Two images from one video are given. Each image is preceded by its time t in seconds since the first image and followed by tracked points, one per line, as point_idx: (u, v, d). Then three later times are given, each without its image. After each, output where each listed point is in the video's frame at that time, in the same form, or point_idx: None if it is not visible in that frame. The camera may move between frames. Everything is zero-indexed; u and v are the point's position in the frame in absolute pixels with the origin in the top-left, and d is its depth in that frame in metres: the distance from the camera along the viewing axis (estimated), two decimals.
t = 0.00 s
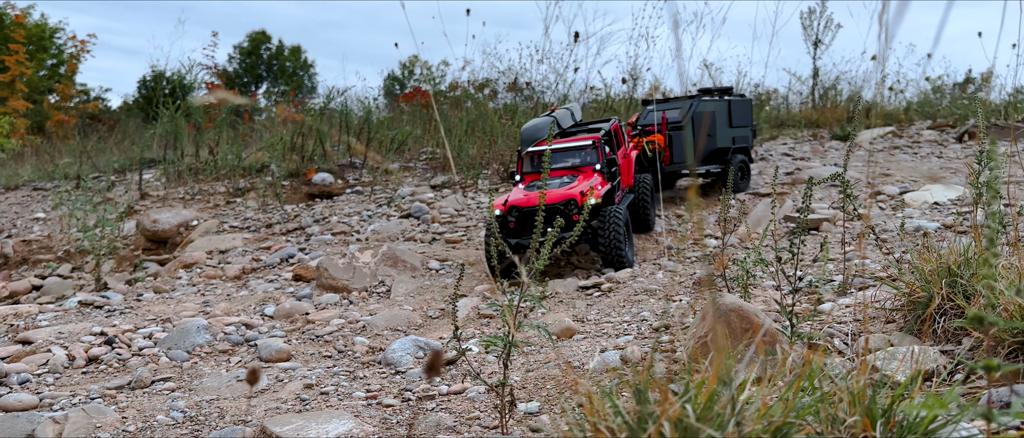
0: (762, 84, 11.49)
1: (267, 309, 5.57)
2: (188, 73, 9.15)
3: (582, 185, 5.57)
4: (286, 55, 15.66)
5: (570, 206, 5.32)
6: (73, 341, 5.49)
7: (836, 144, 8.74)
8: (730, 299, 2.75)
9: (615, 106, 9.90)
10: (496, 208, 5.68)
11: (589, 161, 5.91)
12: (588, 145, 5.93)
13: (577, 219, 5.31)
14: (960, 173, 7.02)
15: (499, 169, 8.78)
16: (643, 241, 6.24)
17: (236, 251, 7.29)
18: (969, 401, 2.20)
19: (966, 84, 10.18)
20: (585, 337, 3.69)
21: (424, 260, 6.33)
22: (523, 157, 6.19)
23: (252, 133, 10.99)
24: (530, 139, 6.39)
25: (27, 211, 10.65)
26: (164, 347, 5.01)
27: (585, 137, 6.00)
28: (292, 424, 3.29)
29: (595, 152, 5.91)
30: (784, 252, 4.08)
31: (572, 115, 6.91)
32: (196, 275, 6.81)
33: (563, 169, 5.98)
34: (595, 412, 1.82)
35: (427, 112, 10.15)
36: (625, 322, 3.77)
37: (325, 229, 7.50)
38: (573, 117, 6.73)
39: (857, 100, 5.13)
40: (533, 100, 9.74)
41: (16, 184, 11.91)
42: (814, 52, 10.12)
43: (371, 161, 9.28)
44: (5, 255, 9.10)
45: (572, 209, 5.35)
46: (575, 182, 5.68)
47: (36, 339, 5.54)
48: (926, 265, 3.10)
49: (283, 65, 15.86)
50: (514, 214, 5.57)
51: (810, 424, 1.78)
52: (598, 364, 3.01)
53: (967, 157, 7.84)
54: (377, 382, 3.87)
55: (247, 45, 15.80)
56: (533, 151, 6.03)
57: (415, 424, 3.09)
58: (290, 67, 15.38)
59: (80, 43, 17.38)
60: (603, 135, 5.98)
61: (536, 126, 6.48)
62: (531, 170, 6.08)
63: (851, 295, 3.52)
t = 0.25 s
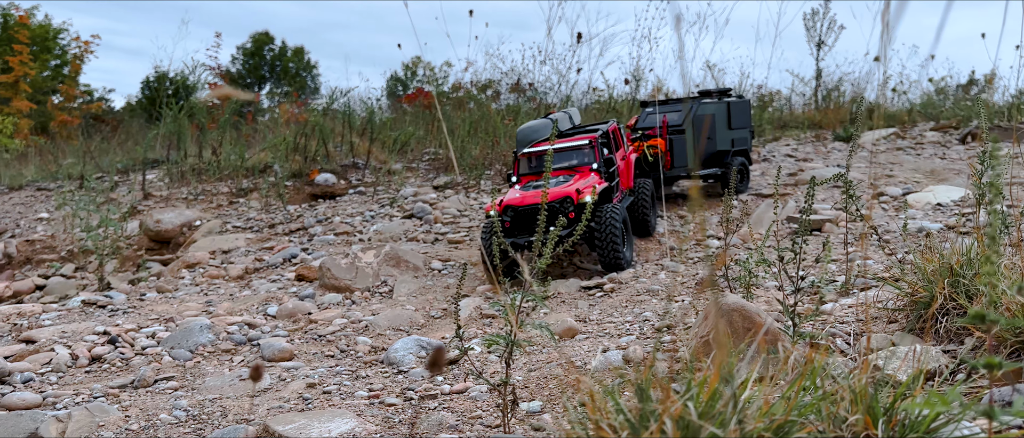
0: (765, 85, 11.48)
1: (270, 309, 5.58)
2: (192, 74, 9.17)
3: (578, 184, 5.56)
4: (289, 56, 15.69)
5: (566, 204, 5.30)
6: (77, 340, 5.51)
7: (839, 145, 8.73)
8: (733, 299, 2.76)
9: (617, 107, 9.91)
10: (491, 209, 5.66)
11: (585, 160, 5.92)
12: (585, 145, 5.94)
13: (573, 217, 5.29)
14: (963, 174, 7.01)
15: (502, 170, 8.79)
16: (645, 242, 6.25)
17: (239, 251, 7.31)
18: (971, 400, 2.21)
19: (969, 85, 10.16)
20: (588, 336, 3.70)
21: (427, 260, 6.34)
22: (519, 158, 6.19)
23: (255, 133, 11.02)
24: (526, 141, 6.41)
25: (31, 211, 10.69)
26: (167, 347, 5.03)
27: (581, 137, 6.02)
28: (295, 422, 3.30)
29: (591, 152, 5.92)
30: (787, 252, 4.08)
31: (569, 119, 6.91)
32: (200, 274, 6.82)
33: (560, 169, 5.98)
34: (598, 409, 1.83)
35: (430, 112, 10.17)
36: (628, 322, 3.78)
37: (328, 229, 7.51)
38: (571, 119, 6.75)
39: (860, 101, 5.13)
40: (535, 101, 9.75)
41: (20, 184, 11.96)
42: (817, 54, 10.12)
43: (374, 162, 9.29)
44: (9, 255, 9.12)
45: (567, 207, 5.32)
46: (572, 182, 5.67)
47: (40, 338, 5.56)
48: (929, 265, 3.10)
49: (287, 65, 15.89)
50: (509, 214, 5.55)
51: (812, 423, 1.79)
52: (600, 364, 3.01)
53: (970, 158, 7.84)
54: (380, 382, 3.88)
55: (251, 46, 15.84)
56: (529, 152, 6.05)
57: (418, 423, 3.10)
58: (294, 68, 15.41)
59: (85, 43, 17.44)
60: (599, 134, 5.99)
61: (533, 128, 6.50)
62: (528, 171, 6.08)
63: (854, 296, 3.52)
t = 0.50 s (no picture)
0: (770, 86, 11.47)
1: (276, 309, 5.60)
2: (198, 75, 9.20)
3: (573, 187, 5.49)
4: (294, 58, 15.74)
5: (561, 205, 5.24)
6: (83, 339, 5.53)
7: (844, 146, 8.73)
8: (738, 299, 2.76)
9: (622, 108, 9.91)
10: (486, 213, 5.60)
11: (581, 162, 5.86)
12: (580, 147, 5.89)
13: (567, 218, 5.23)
14: (968, 175, 7.01)
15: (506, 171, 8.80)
16: (650, 242, 6.25)
17: (244, 251, 7.33)
18: (977, 400, 2.21)
19: (975, 87, 10.15)
20: (593, 337, 3.71)
21: (431, 261, 6.36)
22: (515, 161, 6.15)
23: (260, 134, 11.05)
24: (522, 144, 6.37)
25: (37, 212, 10.73)
26: (174, 346, 5.05)
27: (577, 138, 5.96)
28: (301, 421, 3.32)
29: (587, 154, 5.86)
30: (792, 253, 4.08)
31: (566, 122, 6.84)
32: (205, 274, 6.85)
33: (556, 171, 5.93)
34: (604, 408, 1.84)
35: (435, 113, 10.19)
36: (632, 322, 3.79)
37: (332, 229, 7.53)
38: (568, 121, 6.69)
39: (865, 101, 5.13)
40: (540, 102, 9.76)
41: (26, 184, 12.01)
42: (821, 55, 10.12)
43: (379, 163, 9.31)
44: (15, 255, 9.17)
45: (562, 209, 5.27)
46: (567, 184, 5.62)
47: (46, 337, 5.59)
48: (934, 265, 3.11)
49: (292, 67, 15.93)
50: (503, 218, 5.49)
51: (817, 422, 1.79)
52: (605, 364, 3.02)
53: (975, 160, 7.83)
54: (385, 381, 3.89)
55: (255, 48, 15.90)
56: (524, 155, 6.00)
57: (423, 422, 3.11)
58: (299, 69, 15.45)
59: (91, 45, 17.50)
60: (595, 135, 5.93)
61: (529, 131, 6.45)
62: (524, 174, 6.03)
63: (859, 296, 3.52)
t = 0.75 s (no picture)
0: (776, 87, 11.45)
1: (283, 310, 5.62)
2: (205, 76, 9.23)
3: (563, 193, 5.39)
4: (300, 59, 15.79)
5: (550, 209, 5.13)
6: (92, 340, 5.56)
7: (851, 148, 8.71)
8: (747, 301, 2.77)
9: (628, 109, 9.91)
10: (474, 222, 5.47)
11: (572, 168, 5.78)
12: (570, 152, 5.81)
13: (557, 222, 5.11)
14: (976, 177, 6.98)
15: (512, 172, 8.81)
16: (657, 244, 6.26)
17: (251, 252, 7.36)
18: (986, 403, 2.21)
19: (982, 88, 10.12)
20: (600, 339, 3.71)
21: (438, 262, 6.37)
22: (504, 171, 6.08)
23: (267, 135, 11.09)
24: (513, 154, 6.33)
25: (45, 212, 10.78)
26: (182, 347, 5.07)
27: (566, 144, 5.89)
28: (309, 422, 3.34)
29: (577, 159, 5.78)
30: (800, 255, 4.08)
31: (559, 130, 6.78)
32: (213, 275, 6.88)
33: (547, 178, 5.85)
34: (614, 409, 1.84)
35: (441, 115, 10.21)
36: (639, 324, 3.79)
37: (339, 231, 7.55)
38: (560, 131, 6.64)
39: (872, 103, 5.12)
40: (545, 103, 9.77)
41: (34, 185, 12.06)
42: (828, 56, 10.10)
43: (385, 164, 9.34)
44: (23, 256, 9.21)
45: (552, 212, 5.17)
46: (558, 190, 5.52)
47: (55, 337, 5.62)
48: (943, 268, 3.10)
49: (298, 68, 15.97)
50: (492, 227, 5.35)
51: (827, 424, 1.80)
52: (612, 365, 3.03)
53: (983, 162, 7.80)
54: (393, 382, 3.91)
55: (261, 49, 15.98)
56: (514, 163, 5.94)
57: (431, 424, 3.12)
58: (305, 71, 15.50)
59: (98, 46, 17.59)
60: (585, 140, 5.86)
61: (519, 141, 6.40)
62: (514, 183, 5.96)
63: (867, 299, 3.52)
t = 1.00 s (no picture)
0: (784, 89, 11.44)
1: (293, 311, 5.65)
2: (213, 78, 9.27)
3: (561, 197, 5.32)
4: (308, 60, 15.87)
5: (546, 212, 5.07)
6: (103, 341, 5.60)
7: (860, 149, 8.70)
8: (758, 304, 2.77)
9: (635, 110, 9.91)
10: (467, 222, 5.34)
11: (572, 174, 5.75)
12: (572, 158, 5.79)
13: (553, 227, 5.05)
14: (986, 179, 6.96)
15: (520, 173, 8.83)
16: (666, 246, 6.24)
17: (261, 254, 7.40)
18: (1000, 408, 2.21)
19: (991, 89, 10.08)
20: (609, 341, 3.72)
21: (446, 264, 6.38)
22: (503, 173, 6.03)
23: (275, 137, 11.14)
24: (514, 158, 6.31)
25: (55, 214, 10.85)
26: (192, 348, 5.10)
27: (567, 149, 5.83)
28: (321, 424, 3.36)
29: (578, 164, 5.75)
30: (810, 258, 4.08)
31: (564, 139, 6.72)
32: (222, 277, 6.91)
33: (546, 183, 5.81)
34: (628, 412, 1.86)
35: (448, 116, 10.23)
36: (649, 326, 3.80)
37: (348, 232, 7.58)
38: (563, 137, 6.62)
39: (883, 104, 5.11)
40: (553, 105, 9.78)
41: (44, 187, 12.14)
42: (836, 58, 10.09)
43: (393, 166, 9.37)
44: (33, 257, 9.27)
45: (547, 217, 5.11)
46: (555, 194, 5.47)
47: (66, 339, 5.67)
48: (954, 271, 3.10)
49: (305, 70, 16.03)
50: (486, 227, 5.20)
51: (841, 428, 1.81)
52: (623, 368, 3.04)
53: (993, 163, 7.78)
54: (403, 384, 3.92)
55: (269, 51, 16.09)
56: (514, 166, 5.91)
57: (442, 426, 3.13)
58: (312, 72, 15.55)
59: (107, 48, 17.68)
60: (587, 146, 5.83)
61: (520, 145, 6.36)
62: (512, 186, 5.91)
63: (878, 302, 3.52)
